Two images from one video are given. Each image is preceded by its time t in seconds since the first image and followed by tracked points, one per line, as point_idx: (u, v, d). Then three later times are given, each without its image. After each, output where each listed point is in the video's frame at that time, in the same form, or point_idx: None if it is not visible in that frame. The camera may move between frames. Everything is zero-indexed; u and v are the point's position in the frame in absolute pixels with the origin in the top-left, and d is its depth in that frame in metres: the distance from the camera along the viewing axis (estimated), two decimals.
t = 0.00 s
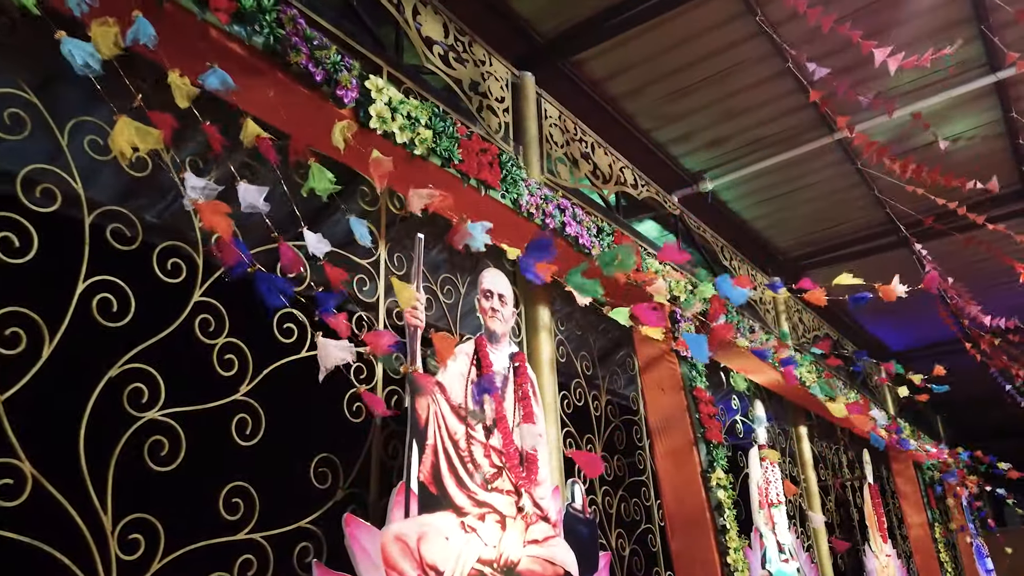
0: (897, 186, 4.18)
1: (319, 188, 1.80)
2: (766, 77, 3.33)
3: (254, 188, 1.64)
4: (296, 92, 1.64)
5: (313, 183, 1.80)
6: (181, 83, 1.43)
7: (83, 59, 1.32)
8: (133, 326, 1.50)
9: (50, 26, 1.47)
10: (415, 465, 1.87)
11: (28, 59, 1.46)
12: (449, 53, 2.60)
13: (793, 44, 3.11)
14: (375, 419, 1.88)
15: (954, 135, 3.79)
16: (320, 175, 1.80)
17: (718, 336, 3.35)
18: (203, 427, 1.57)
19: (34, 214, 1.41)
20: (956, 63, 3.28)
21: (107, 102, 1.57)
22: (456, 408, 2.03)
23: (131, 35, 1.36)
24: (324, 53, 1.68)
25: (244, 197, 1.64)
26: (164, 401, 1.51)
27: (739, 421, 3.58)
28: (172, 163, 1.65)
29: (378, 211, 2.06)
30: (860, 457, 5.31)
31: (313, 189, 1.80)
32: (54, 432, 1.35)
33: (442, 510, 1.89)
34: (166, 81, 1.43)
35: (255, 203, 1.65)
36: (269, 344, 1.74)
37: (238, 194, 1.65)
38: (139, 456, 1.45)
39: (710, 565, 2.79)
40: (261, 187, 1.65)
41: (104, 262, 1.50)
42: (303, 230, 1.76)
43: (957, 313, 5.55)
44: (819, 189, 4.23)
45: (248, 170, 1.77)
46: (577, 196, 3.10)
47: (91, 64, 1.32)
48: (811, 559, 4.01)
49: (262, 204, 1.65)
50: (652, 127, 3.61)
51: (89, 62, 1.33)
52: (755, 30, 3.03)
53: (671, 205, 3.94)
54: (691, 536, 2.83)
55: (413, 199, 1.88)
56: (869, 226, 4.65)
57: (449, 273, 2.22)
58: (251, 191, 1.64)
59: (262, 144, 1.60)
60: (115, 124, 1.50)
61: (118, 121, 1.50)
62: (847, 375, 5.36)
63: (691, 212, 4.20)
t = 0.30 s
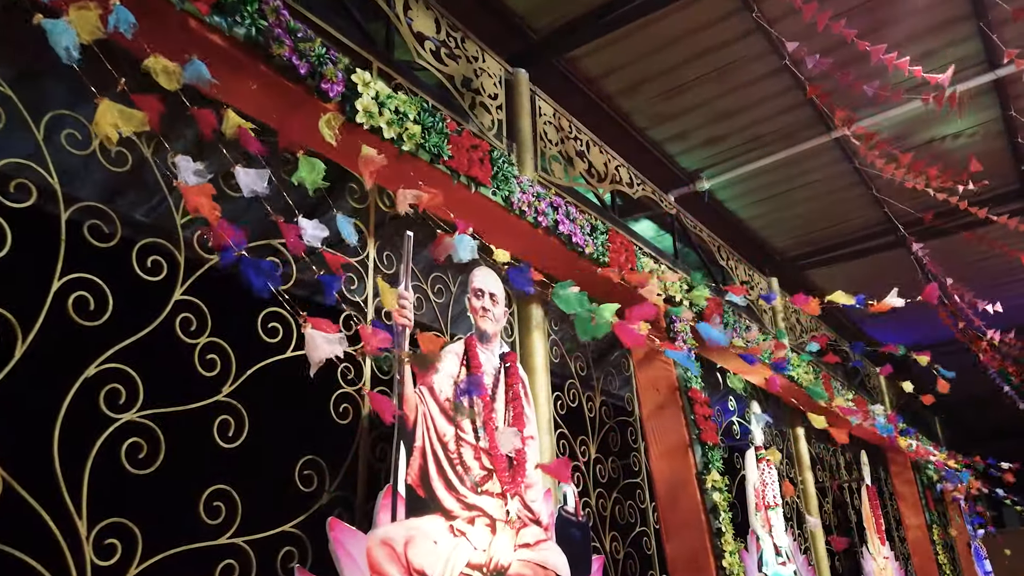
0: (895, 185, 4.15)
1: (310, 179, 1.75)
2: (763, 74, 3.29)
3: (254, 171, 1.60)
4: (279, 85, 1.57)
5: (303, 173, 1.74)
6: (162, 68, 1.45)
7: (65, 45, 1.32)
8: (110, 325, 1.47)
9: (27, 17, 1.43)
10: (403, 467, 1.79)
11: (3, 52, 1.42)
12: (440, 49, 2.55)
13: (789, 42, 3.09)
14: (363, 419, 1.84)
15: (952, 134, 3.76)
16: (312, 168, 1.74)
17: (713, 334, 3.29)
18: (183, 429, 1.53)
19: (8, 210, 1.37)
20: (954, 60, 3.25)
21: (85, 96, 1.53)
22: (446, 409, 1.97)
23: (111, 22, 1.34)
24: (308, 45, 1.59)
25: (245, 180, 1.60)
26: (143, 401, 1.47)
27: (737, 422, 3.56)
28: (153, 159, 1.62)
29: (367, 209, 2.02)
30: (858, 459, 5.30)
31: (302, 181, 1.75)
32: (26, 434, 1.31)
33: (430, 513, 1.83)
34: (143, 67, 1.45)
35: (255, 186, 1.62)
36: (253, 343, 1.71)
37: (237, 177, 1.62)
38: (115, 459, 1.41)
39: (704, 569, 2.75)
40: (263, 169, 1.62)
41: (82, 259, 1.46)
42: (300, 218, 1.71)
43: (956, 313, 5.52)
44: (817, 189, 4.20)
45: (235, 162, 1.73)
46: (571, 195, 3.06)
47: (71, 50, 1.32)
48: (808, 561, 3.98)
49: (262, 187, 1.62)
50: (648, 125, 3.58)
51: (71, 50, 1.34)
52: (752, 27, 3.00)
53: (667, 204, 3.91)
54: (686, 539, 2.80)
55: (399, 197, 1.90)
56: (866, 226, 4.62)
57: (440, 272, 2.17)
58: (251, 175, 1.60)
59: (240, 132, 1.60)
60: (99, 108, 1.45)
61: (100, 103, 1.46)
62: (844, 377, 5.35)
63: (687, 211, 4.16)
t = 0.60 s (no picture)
0: (890, 185, 4.13)
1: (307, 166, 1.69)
2: (758, 72, 3.27)
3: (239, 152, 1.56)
4: (262, 78, 1.54)
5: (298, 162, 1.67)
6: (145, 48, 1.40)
7: (39, 25, 1.30)
8: (86, 322, 1.43)
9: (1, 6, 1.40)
10: (389, 468, 1.75)
11: None
12: (431, 45, 2.52)
13: (784, 40, 3.06)
14: (348, 421, 1.80)
15: (948, 133, 3.74)
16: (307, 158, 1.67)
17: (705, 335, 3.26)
18: (163, 430, 1.50)
19: None
20: (950, 59, 3.23)
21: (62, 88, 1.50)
22: (434, 410, 1.93)
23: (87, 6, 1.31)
24: (291, 37, 1.56)
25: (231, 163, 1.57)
26: (119, 400, 1.44)
27: (732, 424, 3.53)
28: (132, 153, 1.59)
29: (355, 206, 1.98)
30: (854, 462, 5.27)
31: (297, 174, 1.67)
32: None
33: (416, 515, 1.78)
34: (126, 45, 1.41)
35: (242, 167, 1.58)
36: (235, 342, 1.67)
37: (224, 158, 1.58)
38: (90, 460, 1.38)
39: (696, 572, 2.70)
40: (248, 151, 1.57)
41: (57, 255, 1.43)
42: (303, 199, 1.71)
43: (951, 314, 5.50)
44: (812, 189, 4.17)
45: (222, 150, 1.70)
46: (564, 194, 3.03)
47: (45, 31, 1.31)
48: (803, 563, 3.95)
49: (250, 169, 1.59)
50: (642, 125, 3.55)
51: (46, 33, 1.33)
52: (746, 24, 2.98)
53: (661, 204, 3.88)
54: (679, 541, 2.75)
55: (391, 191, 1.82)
56: (862, 227, 4.60)
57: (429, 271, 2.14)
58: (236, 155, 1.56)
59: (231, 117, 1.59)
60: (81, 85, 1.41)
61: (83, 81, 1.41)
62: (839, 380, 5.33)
63: (681, 211, 4.14)
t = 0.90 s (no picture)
0: (884, 185, 4.11)
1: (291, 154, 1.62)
2: (751, 71, 3.25)
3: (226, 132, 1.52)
4: (242, 70, 1.51)
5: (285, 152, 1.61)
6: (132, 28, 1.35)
7: (10, 9, 1.33)
8: (58, 317, 1.40)
9: None
10: (371, 470, 1.74)
11: None
12: (419, 41, 2.49)
13: (777, 39, 3.04)
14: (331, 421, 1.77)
15: (942, 133, 3.72)
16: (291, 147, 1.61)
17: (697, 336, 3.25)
18: (139, 429, 1.46)
19: None
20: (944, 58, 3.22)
21: (37, 79, 1.46)
22: (417, 409, 1.91)
23: None
24: (273, 27, 1.53)
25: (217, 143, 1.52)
26: (93, 399, 1.40)
27: (724, 425, 3.51)
28: (109, 146, 1.56)
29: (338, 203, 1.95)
30: (847, 464, 5.25)
31: (284, 162, 1.61)
32: None
33: (400, 517, 1.77)
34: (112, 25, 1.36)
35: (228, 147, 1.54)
36: (215, 339, 1.63)
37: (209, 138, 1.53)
38: (61, 459, 1.34)
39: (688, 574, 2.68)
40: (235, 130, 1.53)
41: (29, 248, 1.39)
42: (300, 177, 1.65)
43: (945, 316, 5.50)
44: (805, 189, 4.15)
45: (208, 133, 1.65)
46: (555, 192, 3.00)
47: (17, 14, 1.34)
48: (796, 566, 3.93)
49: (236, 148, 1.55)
50: (634, 124, 3.53)
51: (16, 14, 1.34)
52: (739, 23, 2.95)
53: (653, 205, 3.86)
54: (669, 543, 2.72)
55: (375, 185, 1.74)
56: (854, 228, 4.58)
57: (417, 267, 2.11)
58: (222, 136, 1.52)
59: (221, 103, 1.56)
60: (60, 62, 1.36)
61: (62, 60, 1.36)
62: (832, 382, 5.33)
63: (674, 212, 4.11)
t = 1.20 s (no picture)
0: (875, 186, 4.10)
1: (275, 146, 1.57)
2: (741, 71, 3.23)
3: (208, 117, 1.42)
4: (219, 61, 1.48)
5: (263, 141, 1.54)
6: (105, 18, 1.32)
7: None
8: (29, 313, 1.36)
9: None
10: (351, 469, 1.66)
11: None
12: (406, 37, 2.46)
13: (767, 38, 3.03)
14: (313, 420, 1.72)
15: (933, 133, 3.71)
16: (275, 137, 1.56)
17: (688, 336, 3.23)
18: (112, 426, 1.43)
19: None
20: (935, 58, 3.21)
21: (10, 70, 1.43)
22: (401, 408, 1.87)
23: None
24: (250, 17, 1.50)
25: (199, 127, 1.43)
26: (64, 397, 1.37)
27: (714, 426, 3.49)
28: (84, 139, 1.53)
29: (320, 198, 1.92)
30: (838, 466, 5.24)
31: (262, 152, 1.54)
32: None
33: (381, 518, 1.72)
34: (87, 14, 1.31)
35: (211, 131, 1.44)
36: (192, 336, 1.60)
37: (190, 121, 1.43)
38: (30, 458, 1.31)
39: None
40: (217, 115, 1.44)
41: None
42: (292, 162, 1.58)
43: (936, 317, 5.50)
44: (796, 190, 4.15)
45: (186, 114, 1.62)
46: (544, 190, 2.97)
47: None
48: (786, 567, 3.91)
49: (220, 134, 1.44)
50: (624, 123, 3.51)
51: None
52: (729, 21, 2.94)
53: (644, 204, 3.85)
54: (659, 545, 2.68)
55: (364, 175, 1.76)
56: (845, 228, 4.58)
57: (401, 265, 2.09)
58: (204, 120, 1.42)
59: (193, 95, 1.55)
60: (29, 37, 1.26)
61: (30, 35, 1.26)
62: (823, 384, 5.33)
63: (665, 212, 4.09)
